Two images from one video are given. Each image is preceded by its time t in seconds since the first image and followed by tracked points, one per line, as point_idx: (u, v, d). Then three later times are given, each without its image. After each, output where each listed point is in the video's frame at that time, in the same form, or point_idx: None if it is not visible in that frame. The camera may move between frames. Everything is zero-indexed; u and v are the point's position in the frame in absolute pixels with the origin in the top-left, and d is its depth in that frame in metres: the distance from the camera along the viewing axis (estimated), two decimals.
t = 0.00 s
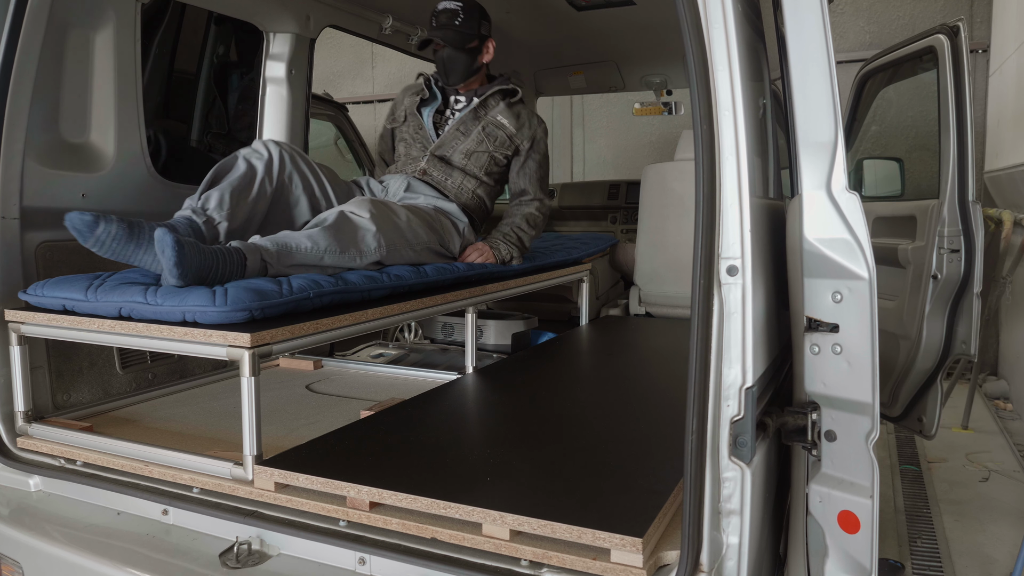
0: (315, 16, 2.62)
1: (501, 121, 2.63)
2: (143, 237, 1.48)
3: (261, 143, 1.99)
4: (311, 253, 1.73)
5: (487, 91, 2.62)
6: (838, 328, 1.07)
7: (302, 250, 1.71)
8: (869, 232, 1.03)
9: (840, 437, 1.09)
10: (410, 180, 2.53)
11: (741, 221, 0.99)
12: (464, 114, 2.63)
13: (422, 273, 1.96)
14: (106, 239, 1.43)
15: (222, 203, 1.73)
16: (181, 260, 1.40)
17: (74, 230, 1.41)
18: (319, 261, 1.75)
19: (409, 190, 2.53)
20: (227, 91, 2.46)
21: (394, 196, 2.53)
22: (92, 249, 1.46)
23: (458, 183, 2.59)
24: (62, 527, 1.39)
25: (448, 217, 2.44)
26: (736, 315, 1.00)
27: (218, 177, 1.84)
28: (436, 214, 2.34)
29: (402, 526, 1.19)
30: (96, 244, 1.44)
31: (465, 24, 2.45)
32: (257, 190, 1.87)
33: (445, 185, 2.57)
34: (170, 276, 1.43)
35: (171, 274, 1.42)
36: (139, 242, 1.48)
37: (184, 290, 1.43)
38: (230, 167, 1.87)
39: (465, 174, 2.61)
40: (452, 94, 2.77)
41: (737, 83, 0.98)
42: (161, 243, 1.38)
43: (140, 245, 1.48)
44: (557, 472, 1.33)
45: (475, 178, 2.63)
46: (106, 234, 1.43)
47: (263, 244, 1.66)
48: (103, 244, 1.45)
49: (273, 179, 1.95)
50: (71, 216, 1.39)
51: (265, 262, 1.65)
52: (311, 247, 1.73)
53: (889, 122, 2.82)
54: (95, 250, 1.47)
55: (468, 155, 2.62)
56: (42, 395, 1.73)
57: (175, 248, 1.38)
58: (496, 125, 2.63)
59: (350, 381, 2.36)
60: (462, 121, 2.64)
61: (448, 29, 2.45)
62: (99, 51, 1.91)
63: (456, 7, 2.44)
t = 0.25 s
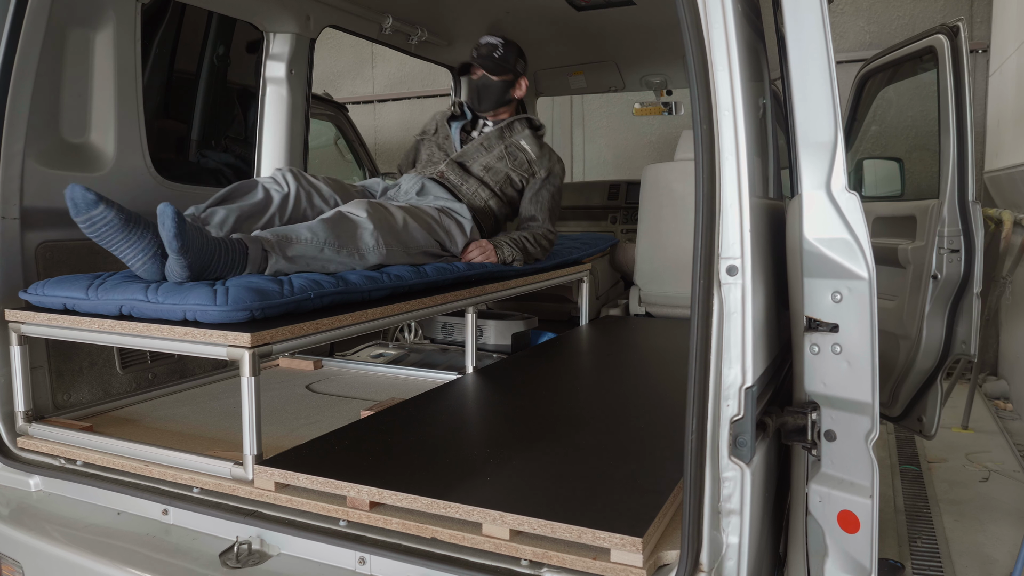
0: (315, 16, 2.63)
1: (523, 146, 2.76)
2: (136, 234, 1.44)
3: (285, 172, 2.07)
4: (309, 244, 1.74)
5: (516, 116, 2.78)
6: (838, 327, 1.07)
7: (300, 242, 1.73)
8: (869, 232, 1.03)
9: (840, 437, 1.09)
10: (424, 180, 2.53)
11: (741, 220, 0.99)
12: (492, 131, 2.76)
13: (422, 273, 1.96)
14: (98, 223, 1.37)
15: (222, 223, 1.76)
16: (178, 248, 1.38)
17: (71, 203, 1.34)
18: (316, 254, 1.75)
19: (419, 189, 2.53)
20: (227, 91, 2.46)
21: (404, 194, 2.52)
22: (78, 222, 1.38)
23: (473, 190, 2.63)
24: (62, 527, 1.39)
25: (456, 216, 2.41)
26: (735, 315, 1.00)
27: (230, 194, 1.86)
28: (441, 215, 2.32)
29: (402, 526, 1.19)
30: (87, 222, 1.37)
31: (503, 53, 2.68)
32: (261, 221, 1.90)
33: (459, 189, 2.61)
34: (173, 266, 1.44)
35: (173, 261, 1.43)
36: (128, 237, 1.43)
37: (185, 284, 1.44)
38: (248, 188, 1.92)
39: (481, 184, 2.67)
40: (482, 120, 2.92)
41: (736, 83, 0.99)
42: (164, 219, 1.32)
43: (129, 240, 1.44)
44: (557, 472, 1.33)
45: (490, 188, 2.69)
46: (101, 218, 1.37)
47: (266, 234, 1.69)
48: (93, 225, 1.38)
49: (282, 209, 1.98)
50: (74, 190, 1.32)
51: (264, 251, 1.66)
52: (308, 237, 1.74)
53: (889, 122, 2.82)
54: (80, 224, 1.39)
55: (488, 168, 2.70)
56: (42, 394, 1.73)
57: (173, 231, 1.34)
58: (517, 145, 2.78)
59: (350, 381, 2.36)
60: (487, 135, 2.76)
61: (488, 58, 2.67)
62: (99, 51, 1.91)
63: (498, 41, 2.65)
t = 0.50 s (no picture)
0: (315, 16, 2.63)
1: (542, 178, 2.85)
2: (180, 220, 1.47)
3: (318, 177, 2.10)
4: (315, 242, 1.74)
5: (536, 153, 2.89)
6: (838, 327, 1.07)
7: (309, 240, 1.73)
8: (869, 232, 1.03)
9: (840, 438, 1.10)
10: (439, 184, 2.51)
11: (742, 220, 0.99)
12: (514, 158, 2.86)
13: (422, 273, 1.96)
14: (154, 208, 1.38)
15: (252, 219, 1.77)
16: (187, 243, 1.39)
17: (134, 183, 1.34)
18: (320, 253, 1.74)
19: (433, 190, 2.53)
20: (227, 91, 2.46)
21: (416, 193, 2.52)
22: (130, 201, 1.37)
23: (489, 200, 2.69)
24: (62, 527, 1.39)
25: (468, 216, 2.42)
26: (736, 315, 1.00)
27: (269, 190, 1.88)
28: (450, 218, 2.29)
29: (403, 526, 1.19)
30: (141, 202, 1.37)
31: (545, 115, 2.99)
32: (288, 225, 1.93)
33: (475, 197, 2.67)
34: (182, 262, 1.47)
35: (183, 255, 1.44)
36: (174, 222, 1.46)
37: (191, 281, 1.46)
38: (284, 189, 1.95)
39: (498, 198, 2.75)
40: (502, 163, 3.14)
41: (736, 83, 0.99)
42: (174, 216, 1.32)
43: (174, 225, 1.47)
44: (557, 472, 1.33)
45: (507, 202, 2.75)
46: (158, 203, 1.37)
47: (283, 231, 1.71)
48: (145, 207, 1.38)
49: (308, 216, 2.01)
50: (143, 172, 1.33)
51: (275, 248, 1.66)
52: (318, 236, 1.75)
53: (889, 122, 2.81)
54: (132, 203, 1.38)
55: (506, 185, 2.80)
56: (43, 394, 1.73)
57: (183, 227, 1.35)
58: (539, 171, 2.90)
59: (350, 380, 2.36)
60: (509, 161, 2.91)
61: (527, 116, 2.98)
62: (99, 51, 1.91)
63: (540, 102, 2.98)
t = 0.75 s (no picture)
0: (315, 17, 2.63)
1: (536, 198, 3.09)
2: (242, 172, 1.51)
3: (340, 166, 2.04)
4: (315, 250, 1.77)
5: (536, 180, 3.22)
6: (839, 327, 1.07)
7: (310, 247, 1.77)
8: (869, 232, 1.03)
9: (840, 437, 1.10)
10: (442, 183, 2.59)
11: (741, 220, 0.99)
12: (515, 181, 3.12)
13: (422, 273, 1.96)
14: (222, 148, 1.44)
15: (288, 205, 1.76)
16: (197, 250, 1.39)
17: (205, 121, 1.42)
18: (319, 262, 1.78)
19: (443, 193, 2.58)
20: (227, 91, 2.46)
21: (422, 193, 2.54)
22: (197, 143, 1.44)
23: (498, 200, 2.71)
24: (62, 526, 1.39)
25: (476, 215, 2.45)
26: (736, 315, 1.00)
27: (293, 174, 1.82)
28: (458, 221, 2.29)
29: (403, 525, 1.19)
30: (211, 145, 1.44)
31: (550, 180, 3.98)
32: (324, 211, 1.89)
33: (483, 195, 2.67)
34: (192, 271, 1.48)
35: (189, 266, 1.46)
36: (235, 173, 1.50)
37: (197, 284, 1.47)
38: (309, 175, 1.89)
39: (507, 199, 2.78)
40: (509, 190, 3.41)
41: (736, 83, 0.99)
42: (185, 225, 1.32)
43: (235, 176, 1.51)
44: (557, 472, 1.33)
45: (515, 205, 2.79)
46: (228, 147, 1.45)
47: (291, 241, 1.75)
48: (212, 150, 1.45)
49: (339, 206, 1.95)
50: (217, 112, 1.41)
51: (282, 260, 1.73)
52: (321, 244, 1.78)
53: (889, 122, 2.81)
54: (198, 145, 1.45)
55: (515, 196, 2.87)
56: (43, 394, 1.73)
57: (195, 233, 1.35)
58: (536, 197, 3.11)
59: (350, 380, 2.36)
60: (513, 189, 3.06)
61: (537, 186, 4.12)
62: (100, 51, 1.91)
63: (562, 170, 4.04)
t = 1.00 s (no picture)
0: (316, 17, 2.63)
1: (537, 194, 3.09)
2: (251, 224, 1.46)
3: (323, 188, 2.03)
4: (313, 251, 1.76)
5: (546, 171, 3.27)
6: (839, 327, 1.07)
7: (306, 248, 1.76)
8: (869, 232, 1.03)
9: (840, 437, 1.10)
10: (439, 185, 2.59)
11: (742, 220, 0.99)
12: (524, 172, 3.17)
13: (423, 273, 1.96)
14: (232, 210, 1.37)
15: (290, 230, 1.76)
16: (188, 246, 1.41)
17: (210, 189, 1.32)
18: (318, 262, 1.77)
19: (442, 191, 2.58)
20: (227, 91, 2.46)
21: (420, 194, 2.54)
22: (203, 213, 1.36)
23: (496, 196, 2.73)
24: (63, 526, 1.39)
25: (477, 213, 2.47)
26: (736, 314, 1.01)
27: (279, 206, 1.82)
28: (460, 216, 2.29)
29: (403, 525, 1.19)
30: (218, 213, 1.36)
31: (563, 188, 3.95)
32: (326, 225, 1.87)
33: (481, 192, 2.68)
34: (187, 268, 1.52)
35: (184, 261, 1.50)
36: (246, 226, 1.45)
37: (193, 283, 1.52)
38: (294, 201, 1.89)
39: (505, 196, 2.80)
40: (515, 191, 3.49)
41: (736, 83, 0.99)
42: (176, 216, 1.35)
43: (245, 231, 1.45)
44: (558, 471, 1.34)
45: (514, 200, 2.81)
46: (235, 208, 1.38)
47: (283, 242, 1.73)
48: (223, 216, 1.37)
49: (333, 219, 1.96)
50: (221, 177, 1.33)
51: (279, 260, 1.71)
52: (318, 245, 1.77)
53: (889, 122, 2.81)
54: (206, 215, 1.36)
55: (511, 191, 2.90)
56: (43, 394, 1.74)
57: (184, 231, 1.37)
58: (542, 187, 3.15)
59: (350, 380, 2.37)
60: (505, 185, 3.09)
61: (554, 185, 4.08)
62: (100, 52, 1.91)
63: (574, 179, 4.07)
